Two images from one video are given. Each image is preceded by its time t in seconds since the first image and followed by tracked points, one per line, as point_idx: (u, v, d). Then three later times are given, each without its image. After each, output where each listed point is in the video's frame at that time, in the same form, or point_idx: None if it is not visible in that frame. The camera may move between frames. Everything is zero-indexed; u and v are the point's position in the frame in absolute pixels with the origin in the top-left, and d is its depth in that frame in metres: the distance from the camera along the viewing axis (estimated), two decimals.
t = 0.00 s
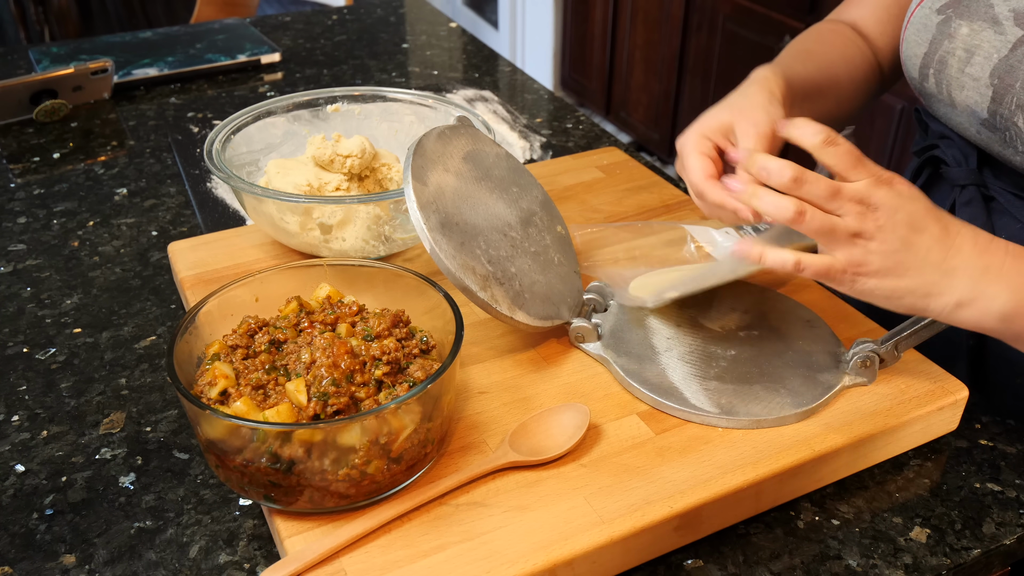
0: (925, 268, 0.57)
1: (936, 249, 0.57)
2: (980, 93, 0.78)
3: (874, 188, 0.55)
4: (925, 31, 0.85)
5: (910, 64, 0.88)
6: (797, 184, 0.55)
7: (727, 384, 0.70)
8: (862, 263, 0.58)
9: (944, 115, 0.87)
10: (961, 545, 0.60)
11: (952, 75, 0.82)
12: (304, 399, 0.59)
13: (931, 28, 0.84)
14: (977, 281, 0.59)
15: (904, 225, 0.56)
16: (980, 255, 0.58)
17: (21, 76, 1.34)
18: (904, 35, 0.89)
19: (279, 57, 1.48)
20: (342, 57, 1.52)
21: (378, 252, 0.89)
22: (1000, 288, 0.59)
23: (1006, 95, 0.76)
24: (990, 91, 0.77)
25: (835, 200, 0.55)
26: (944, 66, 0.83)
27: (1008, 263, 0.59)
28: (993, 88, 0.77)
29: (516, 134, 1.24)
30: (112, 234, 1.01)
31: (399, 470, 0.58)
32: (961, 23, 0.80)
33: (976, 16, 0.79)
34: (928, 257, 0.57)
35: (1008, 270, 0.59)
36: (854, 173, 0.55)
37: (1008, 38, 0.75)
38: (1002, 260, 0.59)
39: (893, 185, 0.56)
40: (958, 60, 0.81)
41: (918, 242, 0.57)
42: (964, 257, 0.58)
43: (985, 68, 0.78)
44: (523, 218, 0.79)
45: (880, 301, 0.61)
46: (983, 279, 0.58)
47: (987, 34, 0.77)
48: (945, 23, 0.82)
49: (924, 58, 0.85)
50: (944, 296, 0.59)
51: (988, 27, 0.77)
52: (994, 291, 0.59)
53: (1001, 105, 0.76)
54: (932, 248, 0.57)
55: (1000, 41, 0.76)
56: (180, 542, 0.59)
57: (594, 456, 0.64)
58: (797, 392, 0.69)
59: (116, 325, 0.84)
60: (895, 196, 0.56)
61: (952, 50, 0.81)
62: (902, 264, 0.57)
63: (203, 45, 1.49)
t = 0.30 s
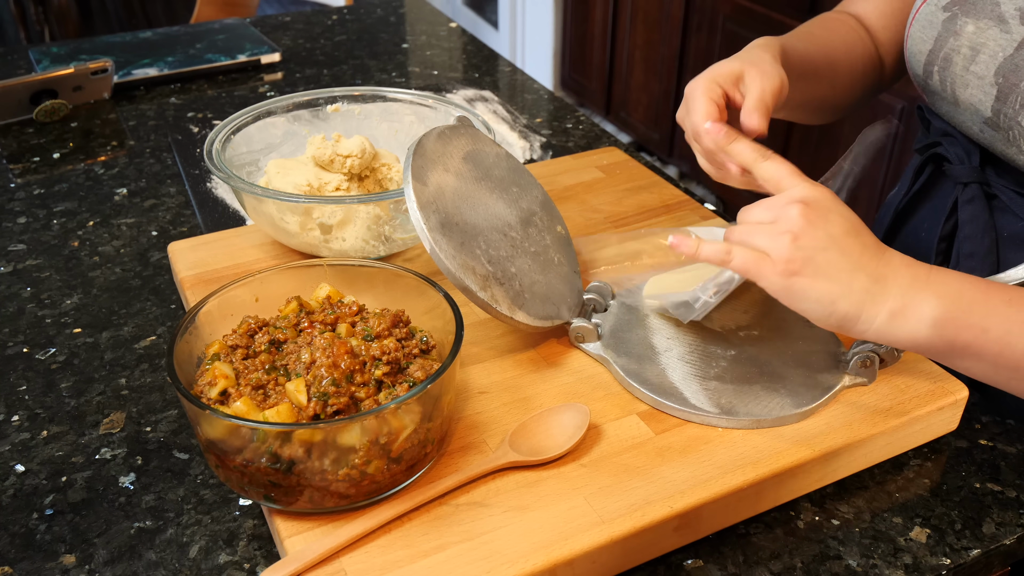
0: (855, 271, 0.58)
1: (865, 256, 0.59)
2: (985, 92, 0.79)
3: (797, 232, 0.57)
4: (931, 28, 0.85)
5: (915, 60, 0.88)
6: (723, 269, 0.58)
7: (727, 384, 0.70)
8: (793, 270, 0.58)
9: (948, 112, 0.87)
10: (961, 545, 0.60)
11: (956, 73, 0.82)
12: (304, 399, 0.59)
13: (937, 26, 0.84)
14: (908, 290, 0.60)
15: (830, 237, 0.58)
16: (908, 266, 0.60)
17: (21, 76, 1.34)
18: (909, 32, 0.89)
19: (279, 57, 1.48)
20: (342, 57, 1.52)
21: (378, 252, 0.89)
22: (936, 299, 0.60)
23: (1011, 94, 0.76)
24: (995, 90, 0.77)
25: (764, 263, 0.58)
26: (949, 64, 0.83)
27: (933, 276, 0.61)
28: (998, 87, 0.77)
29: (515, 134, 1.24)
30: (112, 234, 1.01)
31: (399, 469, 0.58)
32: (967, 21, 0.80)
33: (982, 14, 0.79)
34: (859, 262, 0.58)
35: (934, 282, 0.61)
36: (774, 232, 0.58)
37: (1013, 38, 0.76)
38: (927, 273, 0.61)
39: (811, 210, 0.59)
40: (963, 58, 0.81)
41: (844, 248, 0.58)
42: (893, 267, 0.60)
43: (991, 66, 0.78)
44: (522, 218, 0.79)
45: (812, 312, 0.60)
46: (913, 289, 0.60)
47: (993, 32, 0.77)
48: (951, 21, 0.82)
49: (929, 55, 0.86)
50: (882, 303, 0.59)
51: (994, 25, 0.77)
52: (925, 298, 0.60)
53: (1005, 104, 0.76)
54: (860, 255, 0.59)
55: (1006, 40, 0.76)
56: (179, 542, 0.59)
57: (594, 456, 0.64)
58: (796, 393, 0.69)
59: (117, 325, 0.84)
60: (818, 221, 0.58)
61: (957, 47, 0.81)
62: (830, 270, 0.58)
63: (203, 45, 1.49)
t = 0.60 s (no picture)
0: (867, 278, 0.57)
1: (877, 262, 0.57)
2: (977, 91, 0.79)
3: (805, 242, 0.56)
4: (925, 27, 0.85)
5: (909, 60, 0.89)
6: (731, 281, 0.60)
7: (727, 385, 0.70)
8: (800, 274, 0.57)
9: (942, 112, 0.87)
10: (961, 545, 0.60)
11: (948, 72, 0.82)
12: (304, 399, 0.59)
13: (931, 24, 0.84)
14: (920, 297, 0.59)
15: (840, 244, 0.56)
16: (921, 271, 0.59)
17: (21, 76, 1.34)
18: (904, 31, 0.89)
19: (278, 57, 1.48)
20: (342, 57, 1.52)
21: (378, 252, 0.89)
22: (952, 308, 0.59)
23: (1001, 92, 0.76)
24: (986, 88, 0.77)
25: (769, 275, 0.58)
26: (942, 62, 0.83)
27: (948, 281, 0.60)
28: (989, 85, 0.77)
29: (516, 134, 1.24)
30: (112, 234, 1.01)
31: (399, 470, 0.58)
32: (960, 19, 0.80)
33: (974, 13, 0.79)
34: (872, 270, 0.57)
35: (948, 290, 0.60)
36: (781, 243, 0.57)
37: (1004, 36, 0.76)
38: (941, 278, 0.60)
39: (820, 218, 0.56)
40: (955, 57, 0.81)
41: (855, 256, 0.56)
42: (906, 274, 0.58)
43: (982, 65, 0.78)
44: (522, 218, 0.79)
45: (824, 318, 0.59)
46: (926, 296, 0.59)
47: (984, 31, 0.78)
48: (944, 19, 0.82)
49: (923, 53, 0.86)
50: (893, 312, 0.59)
51: (985, 24, 0.77)
52: (937, 305, 0.59)
53: (996, 103, 0.76)
54: (872, 261, 0.57)
55: (997, 39, 0.76)
56: (180, 542, 0.59)
57: (594, 456, 0.64)
58: (796, 393, 0.69)
59: (117, 325, 0.84)
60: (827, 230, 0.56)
61: (950, 46, 0.82)
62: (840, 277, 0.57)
63: (202, 45, 1.48)
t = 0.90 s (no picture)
0: (884, 281, 0.56)
1: (896, 264, 0.56)
2: (973, 88, 0.79)
3: (822, 247, 0.54)
4: (923, 26, 0.85)
5: (907, 59, 0.89)
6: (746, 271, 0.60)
7: (727, 385, 0.70)
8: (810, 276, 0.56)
9: (938, 109, 0.87)
10: (961, 545, 0.60)
11: (945, 69, 0.82)
12: (304, 399, 0.59)
13: (928, 23, 0.84)
14: (937, 299, 0.58)
15: (857, 246, 0.54)
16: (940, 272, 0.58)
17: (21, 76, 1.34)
18: (902, 30, 0.89)
19: (279, 57, 1.48)
20: (342, 57, 1.52)
21: (379, 252, 0.89)
22: (966, 310, 0.59)
23: (997, 89, 0.76)
24: (982, 85, 0.77)
25: (780, 273, 0.57)
26: (939, 60, 0.83)
27: (966, 281, 0.59)
28: (985, 82, 0.77)
29: (515, 134, 1.24)
30: (112, 234, 1.01)
31: (399, 469, 0.58)
32: (957, 18, 0.80)
33: (971, 11, 0.79)
34: (891, 274, 0.56)
35: (966, 290, 0.59)
36: (794, 243, 0.55)
37: (1000, 34, 0.75)
38: (959, 278, 0.59)
39: (838, 221, 0.53)
40: (952, 54, 0.81)
41: (872, 259, 0.55)
42: (924, 276, 0.57)
43: (978, 62, 0.78)
44: (522, 218, 0.80)
45: (837, 316, 0.59)
46: (944, 298, 0.58)
47: (981, 29, 0.78)
48: (941, 18, 0.82)
49: (920, 52, 0.86)
50: (909, 316, 0.58)
51: (982, 22, 0.77)
52: (952, 309, 0.59)
53: (992, 100, 0.76)
54: (890, 263, 0.56)
55: (993, 36, 0.76)
56: (180, 542, 0.59)
57: (594, 456, 0.64)
58: (797, 394, 0.69)
59: (117, 325, 0.84)
60: (844, 233, 0.54)
61: (947, 44, 0.82)
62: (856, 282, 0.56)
63: (203, 45, 1.49)
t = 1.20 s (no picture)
0: (872, 307, 0.55)
1: (884, 287, 0.54)
2: (983, 88, 0.79)
3: (808, 277, 0.52)
4: (928, 26, 0.84)
5: (911, 58, 0.88)
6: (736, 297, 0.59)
7: (727, 385, 0.70)
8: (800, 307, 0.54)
9: (943, 109, 0.87)
10: (961, 545, 0.60)
11: (953, 69, 0.82)
12: (304, 399, 0.59)
13: (935, 23, 0.84)
14: (926, 318, 0.56)
15: (844, 274, 0.52)
16: (930, 290, 0.56)
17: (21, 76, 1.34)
18: (906, 30, 0.88)
19: (279, 57, 1.48)
20: (342, 57, 1.52)
21: (379, 252, 0.89)
22: (958, 328, 0.57)
23: (1008, 90, 0.76)
24: (992, 86, 0.77)
25: (769, 304, 0.55)
26: (946, 60, 0.83)
27: (956, 299, 0.57)
28: (995, 83, 0.77)
29: (515, 134, 1.24)
30: (112, 234, 1.01)
31: (399, 469, 0.58)
32: (965, 18, 0.80)
33: (980, 11, 0.79)
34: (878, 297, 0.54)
35: (957, 308, 0.57)
36: (781, 274, 0.53)
37: (1011, 34, 0.75)
38: (951, 296, 0.57)
39: (825, 253, 0.51)
40: (960, 55, 0.81)
41: (860, 286, 0.53)
42: (914, 298, 0.56)
43: (988, 63, 0.78)
44: (522, 218, 0.80)
45: (827, 338, 0.58)
46: (934, 318, 0.56)
47: (991, 29, 0.77)
48: (949, 17, 0.82)
49: (926, 52, 0.85)
50: (898, 336, 0.57)
51: (992, 22, 0.77)
52: (944, 328, 0.57)
53: (1002, 100, 0.76)
54: (879, 286, 0.54)
55: (1004, 37, 0.76)
56: (180, 542, 0.59)
57: (594, 456, 0.64)
58: (797, 394, 0.69)
59: (117, 325, 0.84)
60: (830, 262, 0.52)
61: (954, 44, 0.81)
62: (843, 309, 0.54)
63: (203, 45, 1.48)
